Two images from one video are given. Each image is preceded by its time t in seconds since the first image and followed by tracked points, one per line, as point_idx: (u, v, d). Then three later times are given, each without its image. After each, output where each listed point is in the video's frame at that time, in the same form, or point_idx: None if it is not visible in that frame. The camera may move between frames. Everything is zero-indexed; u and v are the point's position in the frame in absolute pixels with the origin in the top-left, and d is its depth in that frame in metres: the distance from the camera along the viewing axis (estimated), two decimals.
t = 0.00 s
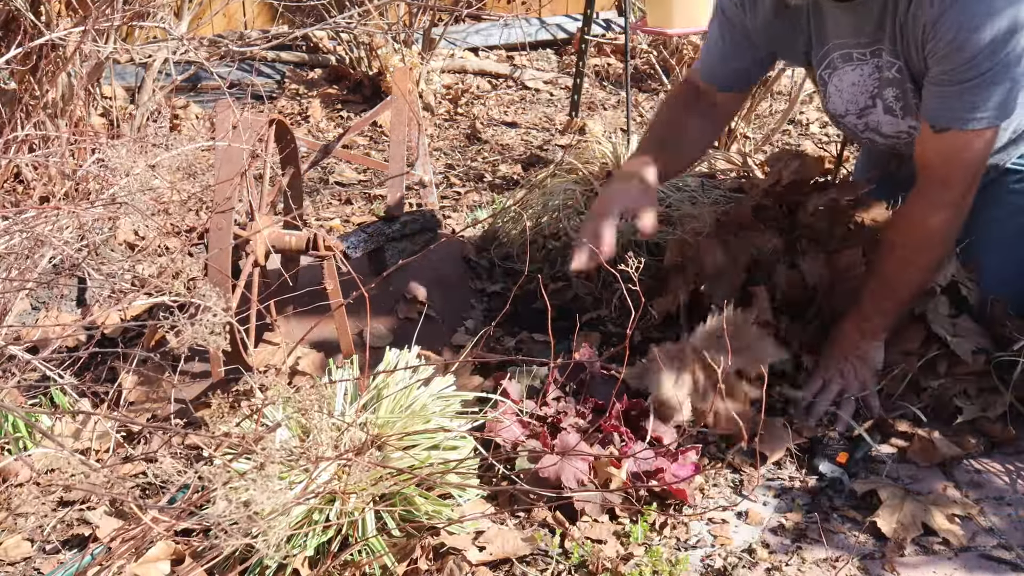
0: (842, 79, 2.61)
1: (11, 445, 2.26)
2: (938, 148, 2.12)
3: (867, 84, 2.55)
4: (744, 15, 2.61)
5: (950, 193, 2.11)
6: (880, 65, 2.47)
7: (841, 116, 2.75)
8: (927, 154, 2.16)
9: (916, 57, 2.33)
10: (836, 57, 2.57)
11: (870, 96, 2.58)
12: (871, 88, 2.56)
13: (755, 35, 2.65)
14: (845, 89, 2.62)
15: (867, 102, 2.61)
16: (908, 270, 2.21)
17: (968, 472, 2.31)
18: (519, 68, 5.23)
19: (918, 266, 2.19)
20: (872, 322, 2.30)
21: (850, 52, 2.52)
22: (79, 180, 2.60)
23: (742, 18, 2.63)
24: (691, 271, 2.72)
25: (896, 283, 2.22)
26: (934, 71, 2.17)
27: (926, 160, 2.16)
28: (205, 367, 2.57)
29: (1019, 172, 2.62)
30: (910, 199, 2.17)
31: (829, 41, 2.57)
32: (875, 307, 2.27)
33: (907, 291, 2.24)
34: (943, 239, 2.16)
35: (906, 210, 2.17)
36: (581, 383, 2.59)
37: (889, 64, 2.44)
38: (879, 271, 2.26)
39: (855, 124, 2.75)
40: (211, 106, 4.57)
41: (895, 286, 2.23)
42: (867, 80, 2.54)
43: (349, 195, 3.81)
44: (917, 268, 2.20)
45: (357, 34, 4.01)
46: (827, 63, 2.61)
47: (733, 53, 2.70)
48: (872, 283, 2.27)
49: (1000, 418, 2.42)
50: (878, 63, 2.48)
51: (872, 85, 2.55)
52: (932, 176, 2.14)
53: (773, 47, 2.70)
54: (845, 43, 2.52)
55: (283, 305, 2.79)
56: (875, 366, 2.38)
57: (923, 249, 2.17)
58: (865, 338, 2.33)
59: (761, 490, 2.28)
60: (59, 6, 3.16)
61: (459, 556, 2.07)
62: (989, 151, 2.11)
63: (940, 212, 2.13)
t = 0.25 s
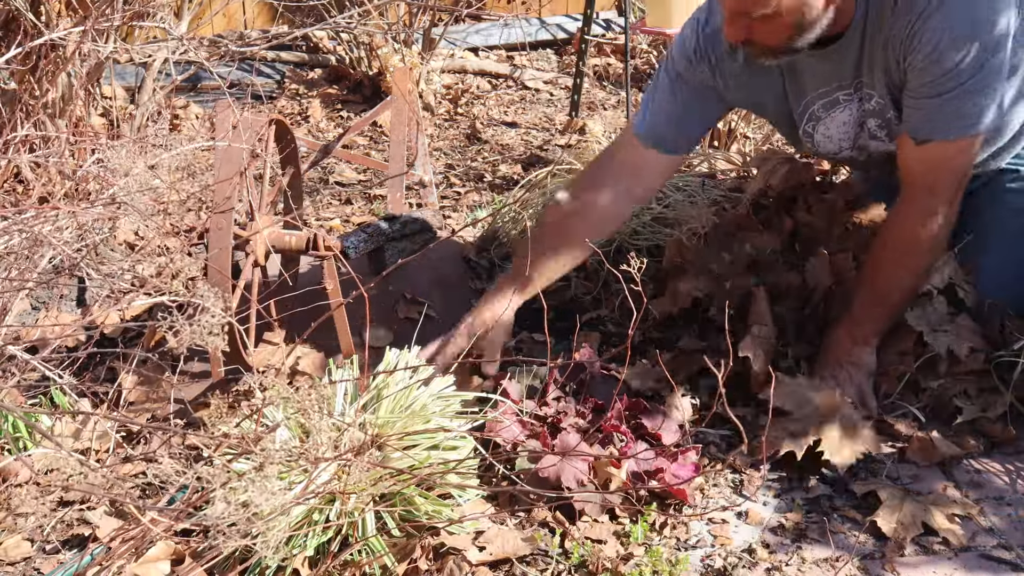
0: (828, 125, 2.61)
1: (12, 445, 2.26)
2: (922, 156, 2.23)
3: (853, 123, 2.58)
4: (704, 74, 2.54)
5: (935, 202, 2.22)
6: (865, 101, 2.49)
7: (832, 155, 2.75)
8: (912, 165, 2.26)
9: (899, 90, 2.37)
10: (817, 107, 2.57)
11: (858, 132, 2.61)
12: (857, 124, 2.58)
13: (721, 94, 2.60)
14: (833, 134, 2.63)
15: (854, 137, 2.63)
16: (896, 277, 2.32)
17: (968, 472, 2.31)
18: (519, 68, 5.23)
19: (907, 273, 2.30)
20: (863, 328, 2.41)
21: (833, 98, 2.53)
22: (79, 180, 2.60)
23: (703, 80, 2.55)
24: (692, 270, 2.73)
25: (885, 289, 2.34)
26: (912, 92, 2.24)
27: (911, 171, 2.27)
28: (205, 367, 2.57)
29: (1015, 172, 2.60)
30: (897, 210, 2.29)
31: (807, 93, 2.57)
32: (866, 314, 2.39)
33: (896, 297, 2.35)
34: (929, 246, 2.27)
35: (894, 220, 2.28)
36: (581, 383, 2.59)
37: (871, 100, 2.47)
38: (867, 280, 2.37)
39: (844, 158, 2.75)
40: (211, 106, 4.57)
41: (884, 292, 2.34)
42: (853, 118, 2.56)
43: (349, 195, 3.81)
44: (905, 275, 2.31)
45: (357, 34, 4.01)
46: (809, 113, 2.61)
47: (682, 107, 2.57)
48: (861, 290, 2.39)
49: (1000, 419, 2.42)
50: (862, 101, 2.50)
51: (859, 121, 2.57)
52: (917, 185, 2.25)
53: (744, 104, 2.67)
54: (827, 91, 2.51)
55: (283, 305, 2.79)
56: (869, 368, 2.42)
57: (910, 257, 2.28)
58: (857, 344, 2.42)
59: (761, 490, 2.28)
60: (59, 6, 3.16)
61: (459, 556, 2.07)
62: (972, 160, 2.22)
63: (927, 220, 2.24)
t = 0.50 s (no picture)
0: (818, 124, 2.61)
1: (12, 445, 2.26)
2: (918, 165, 2.21)
3: (842, 126, 2.58)
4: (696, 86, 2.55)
5: (931, 207, 2.22)
6: (855, 102, 2.49)
7: (823, 153, 2.76)
8: (907, 171, 2.25)
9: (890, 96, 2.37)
10: (806, 107, 2.57)
11: (848, 134, 2.61)
12: (848, 126, 2.58)
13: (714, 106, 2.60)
14: (824, 131, 2.62)
15: (846, 139, 2.63)
16: (893, 281, 2.32)
17: (968, 472, 2.31)
18: (519, 68, 5.23)
19: (905, 277, 2.31)
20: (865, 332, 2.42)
21: (823, 100, 2.53)
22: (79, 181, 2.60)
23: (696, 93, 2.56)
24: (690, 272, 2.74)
25: (884, 292, 2.34)
26: (902, 100, 2.24)
27: (905, 176, 2.26)
28: (205, 367, 2.57)
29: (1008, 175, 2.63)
30: (892, 215, 2.28)
31: (795, 95, 2.56)
32: (864, 318, 2.40)
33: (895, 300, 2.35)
34: (925, 251, 2.27)
35: (890, 226, 2.28)
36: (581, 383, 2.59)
37: (861, 101, 2.47)
38: (866, 285, 2.37)
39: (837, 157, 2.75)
40: (210, 106, 4.57)
41: (882, 296, 2.35)
42: (844, 120, 2.56)
43: (349, 195, 3.81)
44: (903, 279, 2.31)
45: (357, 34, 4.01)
46: (797, 113, 2.61)
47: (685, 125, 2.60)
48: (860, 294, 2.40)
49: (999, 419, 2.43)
50: (852, 105, 2.51)
51: (850, 121, 2.56)
52: (912, 191, 2.24)
53: (740, 104, 2.68)
54: (817, 95, 2.51)
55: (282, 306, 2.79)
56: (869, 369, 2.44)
57: (907, 261, 2.29)
58: (858, 345, 2.43)
59: (761, 490, 2.28)
60: (59, 6, 3.15)
61: (459, 556, 2.07)
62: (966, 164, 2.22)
63: (922, 225, 2.23)
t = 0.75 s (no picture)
0: (823, 120, 2.61)
1: (12, 445, 2.26)
2: (927, 171, 2.19)
3: (849, 124, 2.58)
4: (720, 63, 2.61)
5: (938, 213, 2.21)
6: (864, 101, 2.50)
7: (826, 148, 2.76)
8: (916, 176, 2.22)
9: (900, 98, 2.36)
10: (815, 100, 2.57)
11: (855, 132, 2.61)
12: (855, 123, 2.58)
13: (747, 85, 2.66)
14: (828, 128, 2.62)
15: (852, 137, 2.63)
16: (897, 283, 2.32)
17: (968, 472, 2.31)
18: (519, 68, 5.23)
19: (908, 279, 2.30)
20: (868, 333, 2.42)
21: (830, 96, 2.53)
22: (79, 180, 2.61)
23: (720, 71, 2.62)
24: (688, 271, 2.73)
25: (887, 294, 2.34)
26: (913, 107, 2.22)
27: (913, 180, 2.23)
28: (205, 367, 2.57)
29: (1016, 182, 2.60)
30: (899, 219, 2.26)
31: (803, 88, 2.57)
32: (868, 318, 2.39)
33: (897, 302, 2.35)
34: (930, 255, 2.27)
35: (895, 230, 2.26)
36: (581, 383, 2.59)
37: (870, 100, 2.47)
38: (869, 285, 2.37)
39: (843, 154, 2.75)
40: (210, 106, 4.57)
41: (885, 297, 2.35)
42: (851, 117, 2.56)
43: (349, 195, 3.81)
44: (908, 282, 2.31)
45: (357, 34, 4.01)
46: (804, 106, 2.61)
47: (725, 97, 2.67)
48: (862, 295, 2.39)
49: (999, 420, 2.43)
50: (861, 102, 2.51)
51: (856, 120, 2.57)
52: (920, 197, 2.22)
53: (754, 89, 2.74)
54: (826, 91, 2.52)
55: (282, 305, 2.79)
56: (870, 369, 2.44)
57: (911, 265, 2.28)
58: (863, 343, 2.43)
59: (760, 490, 2.29)
60: (60, 6, 3.15)
61: (458, 556, 2.07)
62: (975, 171, 2.20)
63: (927, 231, 2.23)
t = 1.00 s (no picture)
0: (831, 127, 2.59)
1: (12, 445, 2.26)
2: (930, 173, 2.19)
3: (856, 130, 2.55)
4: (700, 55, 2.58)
5: (941, 215, 2.21)
6: (872, 106, 2.46)
7: (831, 155, 2.73)
8: (920, 178, 2.22)
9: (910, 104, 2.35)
10: (823, 106, 2.54)
11: (862, 137, 2.58)
12: (862, 129, 2.55)
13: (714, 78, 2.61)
14: (836, 134, 2.60)
15: (859, 142, 2.60)
16: (899, 284, 2.32)
17: (968, 472, 2.31)
18: (519, 68, 5.23)
19: (910, 281, 2.31)
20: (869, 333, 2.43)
21: (839, 102, 2.50)
22: (79, 180, 2.60)
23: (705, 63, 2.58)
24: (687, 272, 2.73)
25: (889, 296, 2.34)
26: (922, 109, 2.21)
27: (915, 182, 2.24)
28: (205, 367, 2.57)
29: (1019, 183, 2.58)
30: (902, 220, 2.26)
31: (812, 95, 2.54)
32: (871, 319, 2.40)
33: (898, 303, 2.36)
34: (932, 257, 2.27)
35: (898, 231, 2.26)
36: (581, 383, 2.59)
37: (879, 105, 2.44)
38: (871, 286, 2.37)
39: (848, 161, 2.72)
40: (210, 106, 4.57)
41: (887, 298, 2.35)
42: (859, 123, 2.53)
43: (349, 195, 3.81)
44: (909, 283, 2.31)
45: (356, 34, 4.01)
46: (813, 112, 2.58)
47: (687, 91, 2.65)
48: (864, 296, 2.39)
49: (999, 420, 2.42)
50: (869, 107, 2.47)
51: (864, 126, 2.54)
52: (923, 198, 2.22)
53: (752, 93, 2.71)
54: (835, 95, 2.48)
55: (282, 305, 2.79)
56: (870, 370, 2.45)
57: (913, 267, 2.28)
58: (864, 343, 2.44)
59: (761, 489, 2.29)
60: (60, 6, 3.15)
61: (458, 556, 2.07)
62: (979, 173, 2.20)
63: (930, 232, 2.23)
